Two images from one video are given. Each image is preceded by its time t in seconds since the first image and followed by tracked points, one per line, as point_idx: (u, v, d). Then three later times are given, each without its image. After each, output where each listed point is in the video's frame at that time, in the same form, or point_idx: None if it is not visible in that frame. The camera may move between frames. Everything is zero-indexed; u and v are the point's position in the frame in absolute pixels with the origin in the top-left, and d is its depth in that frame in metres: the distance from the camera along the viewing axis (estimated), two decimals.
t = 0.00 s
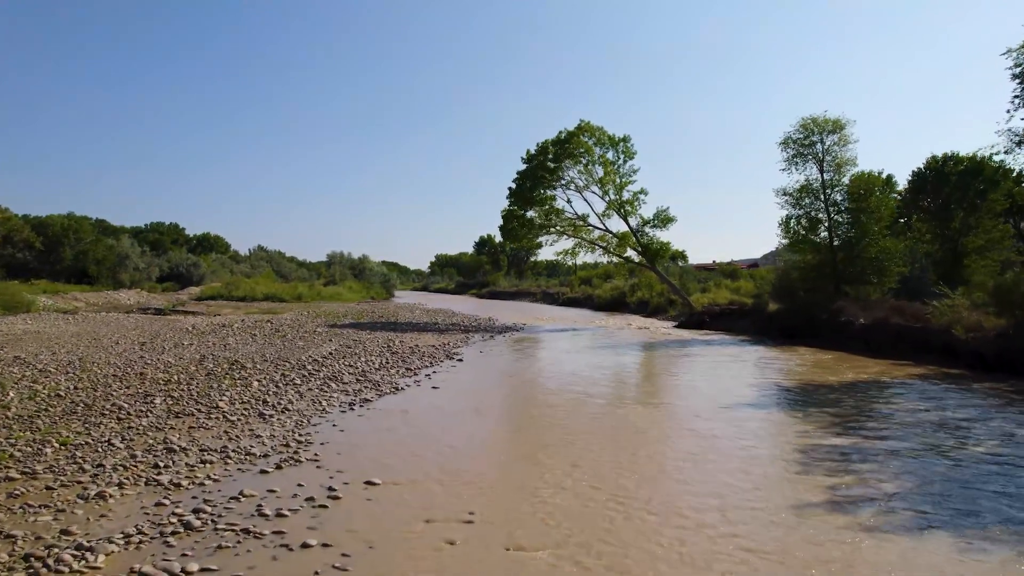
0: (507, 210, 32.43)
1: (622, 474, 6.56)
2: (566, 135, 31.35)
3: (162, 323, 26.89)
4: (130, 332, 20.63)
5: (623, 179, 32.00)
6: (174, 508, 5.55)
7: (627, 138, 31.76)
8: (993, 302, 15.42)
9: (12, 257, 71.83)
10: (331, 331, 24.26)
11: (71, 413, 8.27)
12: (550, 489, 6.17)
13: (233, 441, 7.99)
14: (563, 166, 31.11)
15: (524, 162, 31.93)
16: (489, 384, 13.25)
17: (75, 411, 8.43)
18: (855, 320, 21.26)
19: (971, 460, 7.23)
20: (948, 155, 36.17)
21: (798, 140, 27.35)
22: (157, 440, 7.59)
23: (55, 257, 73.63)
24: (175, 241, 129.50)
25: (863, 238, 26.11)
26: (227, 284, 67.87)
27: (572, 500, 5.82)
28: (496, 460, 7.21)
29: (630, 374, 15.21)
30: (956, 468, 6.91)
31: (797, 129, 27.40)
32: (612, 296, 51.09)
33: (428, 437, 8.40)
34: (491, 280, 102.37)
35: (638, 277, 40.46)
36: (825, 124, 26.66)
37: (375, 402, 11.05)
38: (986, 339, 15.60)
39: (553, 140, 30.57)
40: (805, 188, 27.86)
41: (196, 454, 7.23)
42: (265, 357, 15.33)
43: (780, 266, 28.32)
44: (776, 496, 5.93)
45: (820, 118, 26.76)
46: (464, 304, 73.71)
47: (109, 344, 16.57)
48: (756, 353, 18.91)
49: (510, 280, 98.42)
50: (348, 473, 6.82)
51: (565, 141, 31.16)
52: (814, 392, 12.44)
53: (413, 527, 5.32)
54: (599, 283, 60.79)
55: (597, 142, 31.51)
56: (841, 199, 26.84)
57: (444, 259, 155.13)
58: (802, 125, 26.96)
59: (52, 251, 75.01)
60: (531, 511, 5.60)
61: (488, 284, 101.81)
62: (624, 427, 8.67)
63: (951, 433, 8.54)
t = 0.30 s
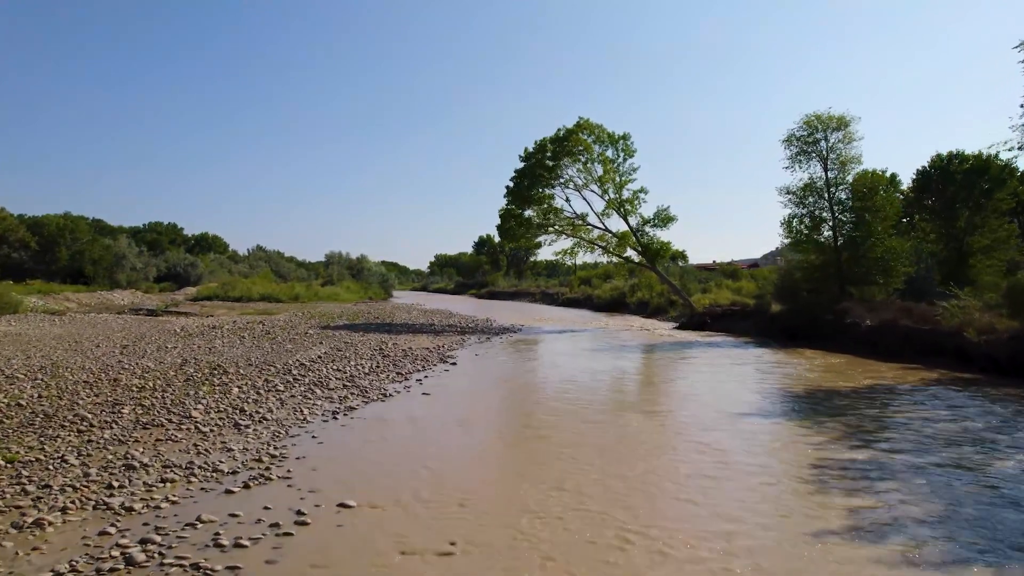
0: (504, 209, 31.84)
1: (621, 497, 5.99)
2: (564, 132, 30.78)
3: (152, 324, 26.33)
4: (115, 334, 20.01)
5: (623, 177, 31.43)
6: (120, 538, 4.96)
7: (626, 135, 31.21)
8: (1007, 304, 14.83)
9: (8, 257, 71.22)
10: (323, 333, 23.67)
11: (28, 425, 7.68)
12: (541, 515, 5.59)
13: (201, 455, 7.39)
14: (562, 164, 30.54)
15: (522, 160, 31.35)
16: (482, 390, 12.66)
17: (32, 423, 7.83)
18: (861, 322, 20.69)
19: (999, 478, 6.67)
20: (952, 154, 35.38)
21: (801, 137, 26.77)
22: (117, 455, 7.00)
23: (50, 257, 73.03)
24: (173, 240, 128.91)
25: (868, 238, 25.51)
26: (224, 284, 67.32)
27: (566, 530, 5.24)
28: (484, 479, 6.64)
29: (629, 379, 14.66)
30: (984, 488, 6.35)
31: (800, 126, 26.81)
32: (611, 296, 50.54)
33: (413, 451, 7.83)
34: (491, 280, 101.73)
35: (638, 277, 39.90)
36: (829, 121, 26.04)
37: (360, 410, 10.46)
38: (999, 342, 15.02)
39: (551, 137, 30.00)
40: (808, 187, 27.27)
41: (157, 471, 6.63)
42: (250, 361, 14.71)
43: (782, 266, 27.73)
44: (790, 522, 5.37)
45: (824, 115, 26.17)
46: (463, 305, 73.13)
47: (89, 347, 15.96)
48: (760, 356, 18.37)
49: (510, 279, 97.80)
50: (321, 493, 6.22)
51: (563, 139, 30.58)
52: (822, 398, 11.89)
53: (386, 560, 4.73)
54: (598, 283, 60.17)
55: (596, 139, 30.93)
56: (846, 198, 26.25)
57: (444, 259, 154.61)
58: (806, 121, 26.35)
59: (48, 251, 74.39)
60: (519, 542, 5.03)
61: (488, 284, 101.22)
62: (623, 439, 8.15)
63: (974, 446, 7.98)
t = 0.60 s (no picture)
0: (501, 208, 31.21)
1: (622, 526, 5.42)
2: (563, 130, 30.19)
3: (140, 326, 25.66)
4: (99, 337, 19.35)
5: (623, 175, 30.85)
6: None
7: (625, 132, 30.64)
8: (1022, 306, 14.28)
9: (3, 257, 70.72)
10: (314, 335, 23.05)
11: None
12: (531, 548, 5.01)
13: (163, 472, 6.78)
14: (560, 162, 29.94)
15: (519, 158, 30.76)
16: (475, 397, 12.07)
17: None
18: (867, 324, 20.14)
19: None
20: (957, 153, 34.63)
21: (805, 135, 26.18)
22: (68, 474, 6.38)
23: (46, 257, 72.52)
24: (171, 240, 128.43)
25: (874, 237, 24.92)
26: (221, 284, 66.79)
27: (560, 567, 4.67)
28: (470, 502, 6.07)
29: (629, 384, 14.09)
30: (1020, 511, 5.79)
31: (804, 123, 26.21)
32: (611, 296, 49.97)
33: (394, 467, 7.27)
34: (490, 280, 101.10)
35: (638, 276, 39.33)
36: (834, 118, 25.46)
37: (344, 420, 9.88)
38: (1014, 346, 14.45)
39: (549, 135, 29.40)
40: (812, 185, 26.71)
41: (110, 491, 6.03)
42: (234, 366, 14.10)
43: (786, 266, 27.32)
44: (809, 555, 4.81)
45: (828, 111, 25.57)
46: (462, 305, 72.59)
47: (67, 351, 15.32)
48: (764, 359, 17.79)
49: (509, 279, 97.27)
50: (289, 518, 5.65)
51: (561, 136, 29.99)
52: (831, 405, 11.31)
53: None
54: (598, 283, 59.54)
55: (595, 137, 30.34)
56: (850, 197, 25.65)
57: (444, 259, 154.01)
58: (810, 118, 25.75)
59: (43, 251, 73.85)
60: None
61: (487, 284, 100.66)
62: (622, 454, 7.58)
63: (1000, 460, 7.42)
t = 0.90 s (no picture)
0: (498, 208, 30.60)
1: (622, 560, 4.87)
2: (561, 128, 29.59)
3: (129, 327, 25.05)
4: (81, 339, 18.74)
5: (623, 174, 30.25)
6: None
7: (625, 130, 30.07)
8: None
9: None
10: (305, 337, 22.49)
11: None
12: None
13: (119, 491, 6.19)
14: (559, 160, 29.37)
15: (517, 156, 30.17)
16: (467, 406, 11.50)
17: None
18: (874, 326, 19.59)
19: None
20: (961, 151, 33.76)
21: (809, 132, 25.61)
22: (11, 496, 5.78)
23: (41, 257, 72.08)
24: (168, 240, 127.93)
25: (880, 237, 24.30)
26: (218, 284, 66.29)
27: None
28: (452, 532, 5.47)
29: (627, 390, 13.57)
30: None
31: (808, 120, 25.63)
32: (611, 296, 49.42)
33: (373, 486, 6.71)
34: (489, 280, 100.46)
35: (638, 276, 38.75)
36: (838, 115, 24.87)
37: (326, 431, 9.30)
38: None
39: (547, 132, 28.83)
40: (816, 183, 26.17)
41: (54, 516, 5.44)
42: (217, 371, 13.53)
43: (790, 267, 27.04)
44: None
45: (832, 108, 25.00)
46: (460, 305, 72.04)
47: (43, 355, 14.71)
48: (768, 362, 17.16)
49: (509, 279, 96.74)
50: (251, 548, 5.08)
51: (560, 134, 29.42)
52: (842, 413, 10.68)
53: None
54: (598, 283, 58.89)
55: (594, 134, 29.77)
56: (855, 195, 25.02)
57: (443, 259, 153.43)
58: (814, 115, 25.20)
59: (39, 251, 73.38)
60: None
61: (486, 284, 100.08)
62: (620, 473, 6.97)
63: None
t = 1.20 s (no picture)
0: (496, 207, 30.02)
1: None
2: (560, 125, 29.01)
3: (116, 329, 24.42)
4: (63, 341, 18.14)
5: (622, 172, 29.69)
6: None
7: (625, 127, 29.50)
8: None
9: None
10: (296, 339, 21.87)
11: None
12: None
13: (65, 514, 5.59)
14: (557, 158, 28.79)
15: (515, 154, 29.59)
16: (457, 414, 10.90)
17: None
18: (881, 328, 19.05)
19: None
20: (967, 149, 33.03)
21: (813, 129, 25.03)
22: None
23: (37, 257, 71.54)
24: (166, 240, 127.36)
25: (886, 236, 23.64)
26: (214, 284, 65.75)
27: None
28: (429, 568, 4.88)
29: (628, 397, 12.96)
30: None
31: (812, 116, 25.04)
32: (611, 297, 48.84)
33: (347, 508, 6.13)
34: (488, 280, 99.79)
35: (638, 277, 38.15)
36: (843, 111, 24.28)
37: (305, 442, 8.70)
38: None
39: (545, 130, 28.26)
40: (820, 181, 25.64)
41: None
42: (198, 376, 12.90)
43: (793, 267, 26.52)
44: None
45: (837, 104, 24.41)
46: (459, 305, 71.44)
47: (18, 357, 14.10)
48: (773, 365, 16.58)
49: (508, 279, 96.19)
50: None
51: (558, 131, 28.84)
52: (853, 420, 10.11)
53: None
54: (597, 283, 58.29)
55: (593, 132, 29.20)
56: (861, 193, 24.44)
57: (443, 259, 152.87)
58: (818, 112, 24.61)
59: (34, 251, 72.91)
60: None
61: (485, 284, 99.48)
62: (618, 493, 6.41)
63: None
